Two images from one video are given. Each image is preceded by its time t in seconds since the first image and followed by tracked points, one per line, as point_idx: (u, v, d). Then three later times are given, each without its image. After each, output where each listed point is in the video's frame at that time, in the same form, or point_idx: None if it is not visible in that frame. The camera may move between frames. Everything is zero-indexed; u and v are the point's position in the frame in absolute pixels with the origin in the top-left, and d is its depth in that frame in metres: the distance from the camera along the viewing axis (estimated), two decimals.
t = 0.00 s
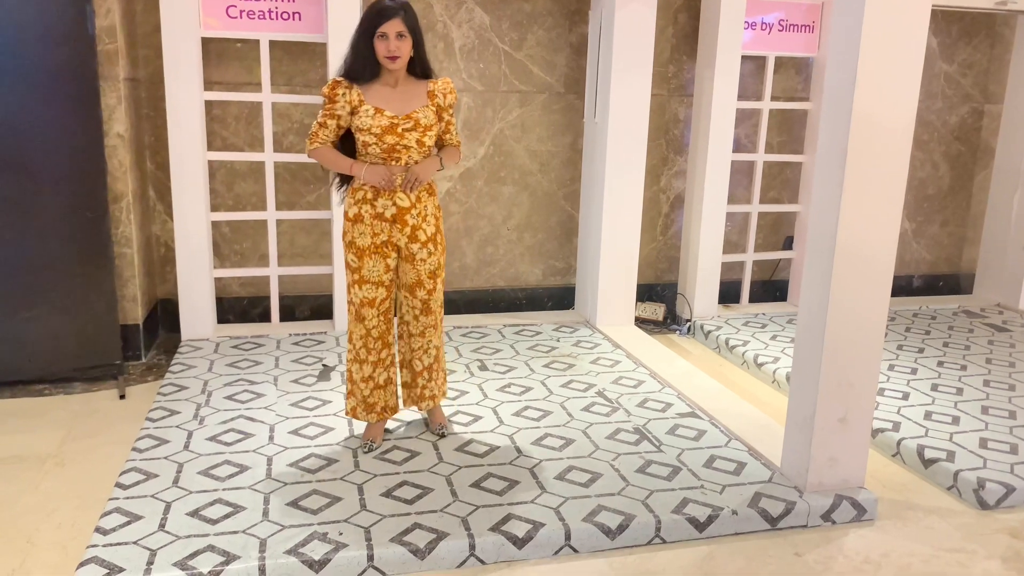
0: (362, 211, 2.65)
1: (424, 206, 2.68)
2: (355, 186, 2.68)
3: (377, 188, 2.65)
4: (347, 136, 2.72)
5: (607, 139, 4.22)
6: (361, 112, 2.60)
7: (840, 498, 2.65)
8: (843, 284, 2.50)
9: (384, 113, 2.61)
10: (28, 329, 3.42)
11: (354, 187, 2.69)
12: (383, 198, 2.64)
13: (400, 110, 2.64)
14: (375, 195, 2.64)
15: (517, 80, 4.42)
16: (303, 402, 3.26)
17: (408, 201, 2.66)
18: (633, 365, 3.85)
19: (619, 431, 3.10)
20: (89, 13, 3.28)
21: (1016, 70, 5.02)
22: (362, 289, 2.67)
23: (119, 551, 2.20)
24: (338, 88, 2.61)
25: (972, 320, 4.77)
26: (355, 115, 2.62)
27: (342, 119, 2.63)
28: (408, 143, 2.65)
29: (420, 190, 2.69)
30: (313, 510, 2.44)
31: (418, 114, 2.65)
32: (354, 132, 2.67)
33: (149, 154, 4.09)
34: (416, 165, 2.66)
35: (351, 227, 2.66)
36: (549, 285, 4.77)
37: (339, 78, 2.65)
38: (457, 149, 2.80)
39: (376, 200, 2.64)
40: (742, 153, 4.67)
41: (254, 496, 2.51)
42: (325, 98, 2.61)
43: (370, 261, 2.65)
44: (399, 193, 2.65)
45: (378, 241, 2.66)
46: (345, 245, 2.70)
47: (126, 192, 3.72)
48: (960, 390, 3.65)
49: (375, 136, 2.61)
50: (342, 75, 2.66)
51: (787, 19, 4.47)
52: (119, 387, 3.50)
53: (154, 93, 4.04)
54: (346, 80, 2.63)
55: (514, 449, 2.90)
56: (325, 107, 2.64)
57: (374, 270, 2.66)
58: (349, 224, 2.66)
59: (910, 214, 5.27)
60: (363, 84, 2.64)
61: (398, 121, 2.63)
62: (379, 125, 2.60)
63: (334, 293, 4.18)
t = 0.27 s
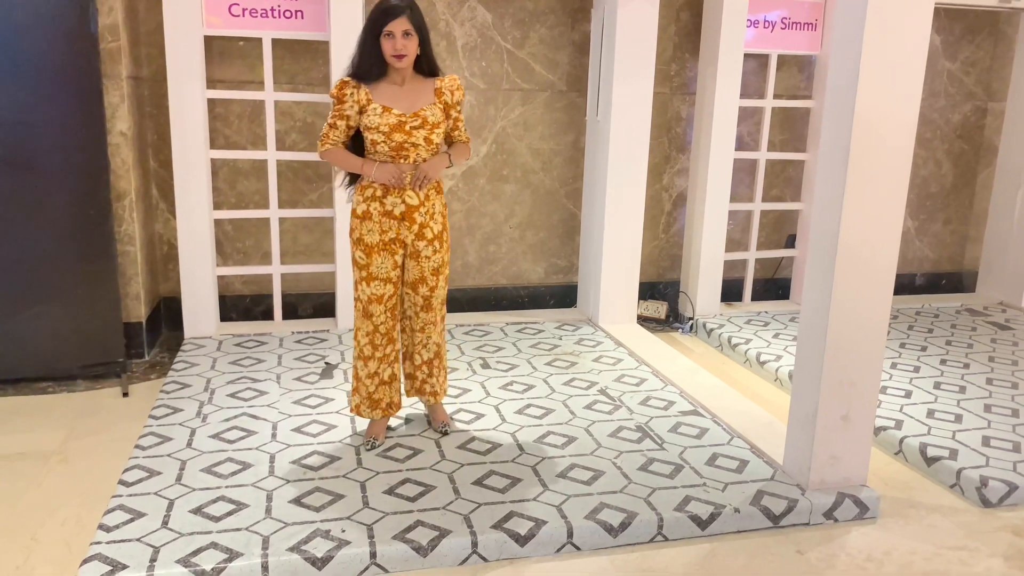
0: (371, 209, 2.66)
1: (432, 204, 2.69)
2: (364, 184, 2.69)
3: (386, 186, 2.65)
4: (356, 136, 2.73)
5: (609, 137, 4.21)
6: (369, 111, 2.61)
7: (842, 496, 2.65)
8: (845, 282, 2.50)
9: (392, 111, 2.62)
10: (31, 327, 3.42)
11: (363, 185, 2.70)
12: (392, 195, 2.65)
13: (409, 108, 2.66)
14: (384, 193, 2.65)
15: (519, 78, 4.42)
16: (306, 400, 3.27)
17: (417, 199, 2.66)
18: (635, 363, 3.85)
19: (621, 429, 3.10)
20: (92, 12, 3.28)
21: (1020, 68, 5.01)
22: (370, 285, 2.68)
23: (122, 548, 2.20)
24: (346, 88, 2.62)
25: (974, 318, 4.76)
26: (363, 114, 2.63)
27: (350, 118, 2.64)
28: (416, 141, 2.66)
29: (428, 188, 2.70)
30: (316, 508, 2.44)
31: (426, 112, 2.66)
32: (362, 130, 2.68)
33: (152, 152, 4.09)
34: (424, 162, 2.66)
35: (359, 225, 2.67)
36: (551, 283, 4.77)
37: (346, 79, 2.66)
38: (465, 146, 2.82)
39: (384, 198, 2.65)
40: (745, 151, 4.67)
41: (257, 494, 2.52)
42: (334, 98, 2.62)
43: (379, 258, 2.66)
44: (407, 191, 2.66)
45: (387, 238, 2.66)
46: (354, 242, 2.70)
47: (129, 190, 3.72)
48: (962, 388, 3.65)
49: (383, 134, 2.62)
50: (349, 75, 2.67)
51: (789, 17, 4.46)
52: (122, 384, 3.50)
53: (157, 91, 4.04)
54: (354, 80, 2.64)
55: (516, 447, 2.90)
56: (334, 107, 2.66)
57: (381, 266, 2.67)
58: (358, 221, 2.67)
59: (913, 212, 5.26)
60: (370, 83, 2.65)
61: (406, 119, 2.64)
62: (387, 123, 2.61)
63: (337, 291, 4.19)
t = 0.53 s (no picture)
0: (380, 206, 2.66)
1: (441, 202, 2.69)
2: (373, 182, 2.69)
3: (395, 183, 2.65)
4: (365, 134, 2.72)
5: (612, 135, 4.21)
6: (378, 109, 2.61)
7: (845, 494, 2.65)
8: (847, 280, 2.50)
9: (400, 109, 2.62)
10: (34, 325, 3.43)
11: (372, 183, 2.70)
12: (402, 193, 2.65)
13: (417, 106, 2.65)
14: (394, 191, 2.65)
15: (522, 76, 4.42)
16: (308, 397, 3.27)
17: (426, 197, 2.66)
18: (638, 362, 3.85)
19: (624, 427, 3.10)
20: (95, 10, 3.28)
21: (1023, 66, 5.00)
22: (379, 282, 2.68)
23: (125, 545, 2.21)
24: (355, 86, 2.62)
25: (977, 317, 4.76)
26: (372, 112, 2.63)
27: (359, 116, 2.64)
28: (425, 139, 2.65)
29: (438, 185, 2.70)
30: (318, 505, 2.44)
31: (434, 109, 2.65)
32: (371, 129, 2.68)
33: (155, 150, 4.10)
34: (433, 160, 2.66)
35: (369, 222, 2.67)
36: (554, 281, 4.77)
37: (355, 77, 2.66)
38: (474, 143, 2.81)
39: (394, 195, 2.65)
40: (747, 149, 4.66)
41: (259, 491, 2.52)
42: (343, 96, 2.62)
43: (387, 255, 2.66)
44: (416, 189, 2.66)
45: (396, 236, 2.66)
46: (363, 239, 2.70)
47: (132, 188, 3.72)
48: (965, 387, 3.64)
49: (392, 132, 2.62)
50: (358, 73, 2.66)
51: (792, 15, 4.45)
52: (125, 382, 3.51)
53: (160, 90, 4.05)
54: (363, 78, 2.64)
55: (518, 445, 2.90)
56: (342, 105, 2.65)
57: (390, 263, 2.67)
58: (367, 219, 2.67)
59: (916, 210, 5.26)
60: (379, 81, 2.64)
61: (414, 117, 2.63)
62: (396, 121, 2.61)
63: (340, 289, 4.19)
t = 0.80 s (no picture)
0: (392, 206, 2.66)
1: (453, 201, 2.70)
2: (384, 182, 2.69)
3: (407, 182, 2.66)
4: (374, 133, 2.72)
5: (614, 134, 4.21)
6: (388, 109, 2.60)
7: (848, 493, 2.64)
8: (851, 280, 2.49)
9: (411, 109, 2.61)
10: (38, 324, 3.44)
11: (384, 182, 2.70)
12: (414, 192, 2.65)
13: (427, 106, 2.64)
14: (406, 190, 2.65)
15: (524, 75, 4.42)
16: (311, 396, 3.28)
17: (437, 196, 2.67)
18: (641, 361, 3.85)
19: (626, 426, 3.10)
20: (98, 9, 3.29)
21: None
22: (391, 281, 2.69)
23: (128, 544, 2.21)
24: (365, 86, 2.60)
25: (981, 316, 4.75)
26: (382, 112, 2.62)
27: (369, 116, 2.63)
28: (435, 138, 2.65)
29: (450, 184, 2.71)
30: (321, 504, 2.45)
31: (444, 108, 2.65)
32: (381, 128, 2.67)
33: (158, 149, 4.10)
34: (444, 159, 2.66)
35: (381, 221, 2.67)
36: (557, 280, 4.77)
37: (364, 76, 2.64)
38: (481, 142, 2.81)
39: (406, 195, 2.64)
40: (750, 148, 4.65)
41: (262, 489, 2.52)
42: (353, 96, 2.60)
43: (399, 254, 2.67)
44: (428, 188, 2.66)
45: (408, 235, 2.67)
46: (375, 238, 2.71)
47: (136, 187, 3.73)
48: (969, 386, 3.64)
49: (403, 132, 2.62)
50: (367, 72, 2.64)
51: (795, 14, 4.45)
52: (129, 381, 3.51)
53: (163, 89, 4.05)
54: (372, 78, 2.62)
55: (521, 444, 2.91)
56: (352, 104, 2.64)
57: (402, 262, 2.68)
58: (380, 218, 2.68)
59: (920, 209, 5.25)
60: (389, 80, 2.63)
61: (425, 116, 2.62)
62: (406, 121, 2.61)
63: (342, 288, 4.19)
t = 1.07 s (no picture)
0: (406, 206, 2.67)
1: (468, 201, 2.71)
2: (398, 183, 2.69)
3: (421, 182, 2.66)
4: (386, 134, 2.72)
5: (617, 133, 4.21)
6: (402, 111, 2.60)
7: (851, 493, 2.64)
8: (854, 278, 2.49)
9: (424, 110, 2.61)
10: (42, 323, 3.45)
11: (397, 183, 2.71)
12: (428, 192, 2.66)
13: (440, 107, 2.63)
14: (420, 190, 2.66)
15: (527, 74, 4.42)
16: (314, 395, 3.28)
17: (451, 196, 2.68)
18: (644, 360, 3.85)
19: (629, 425, 3.10)
20: (102, 8, 3.29)
21: None
22: (407, 281, 2.69)
23: (132, 542, 2.22)
24: (378, 88, 2.59)
25: (985, 316, 4.74)
26: (396, 114, 2.62)
27: (383, 118, 2.63)
28: (448, 138, 2.65)
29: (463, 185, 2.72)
30: (324, 503, 2.45)
31: (457, 109, 2.65)
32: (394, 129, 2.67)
33: (161, 149, 4.11)
34: (456, 161, 2.67)
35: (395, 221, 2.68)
36: (560, 279, 4.77)
37: (377, 78, 2.64)
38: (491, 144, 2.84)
39: (420, 195, 2.66)
40: (754, 147, 4.65)
41: (265, 488, 2.53)
42: (366, 98, 2.60)
43: (415, 252, 2.67)
44: (443, 188, 2.67)
45: (423, 234, 2.68)
46: (390, 238, 2.71)
47: (139, 186, 3.73)
48: (973, 385, 3.63)
49: (417, 133, 2.61)
50: (380, 73, 2.64)
51: (799, 13, 4.45)
52: (132, 380, 3.52)
53: (166, 88, 4.06)
54: (386, 79, 2.61)
55: (524, 443, 2.91)
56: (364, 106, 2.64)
57: (418, 261, 2.68)
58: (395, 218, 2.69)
59: (923, 208, 5.24)
60: (403, 82, 2.62)
61: (438, 117, 2.62)
62: (420, 122, 2.60)
63: (345, 287, 4.20)
